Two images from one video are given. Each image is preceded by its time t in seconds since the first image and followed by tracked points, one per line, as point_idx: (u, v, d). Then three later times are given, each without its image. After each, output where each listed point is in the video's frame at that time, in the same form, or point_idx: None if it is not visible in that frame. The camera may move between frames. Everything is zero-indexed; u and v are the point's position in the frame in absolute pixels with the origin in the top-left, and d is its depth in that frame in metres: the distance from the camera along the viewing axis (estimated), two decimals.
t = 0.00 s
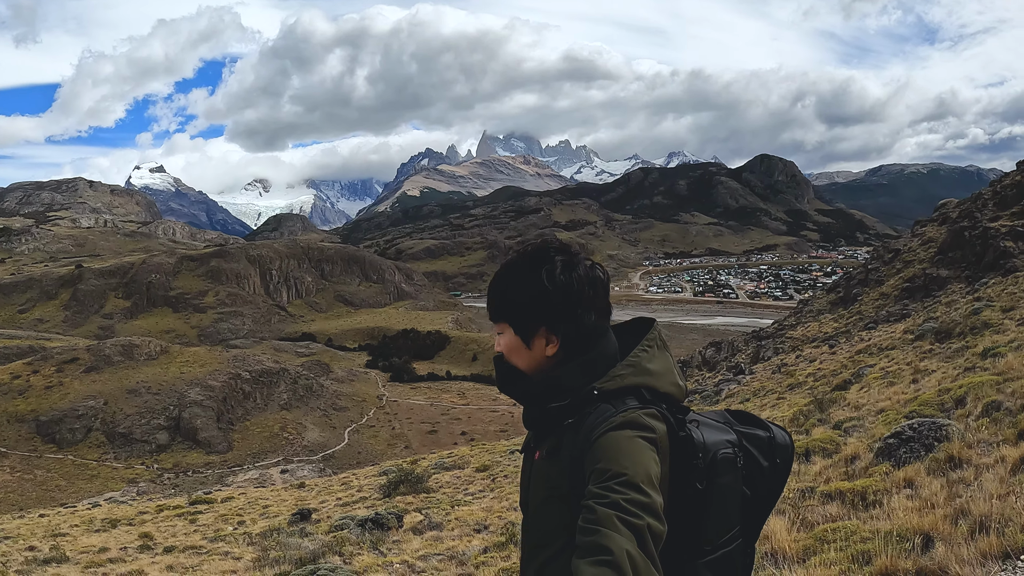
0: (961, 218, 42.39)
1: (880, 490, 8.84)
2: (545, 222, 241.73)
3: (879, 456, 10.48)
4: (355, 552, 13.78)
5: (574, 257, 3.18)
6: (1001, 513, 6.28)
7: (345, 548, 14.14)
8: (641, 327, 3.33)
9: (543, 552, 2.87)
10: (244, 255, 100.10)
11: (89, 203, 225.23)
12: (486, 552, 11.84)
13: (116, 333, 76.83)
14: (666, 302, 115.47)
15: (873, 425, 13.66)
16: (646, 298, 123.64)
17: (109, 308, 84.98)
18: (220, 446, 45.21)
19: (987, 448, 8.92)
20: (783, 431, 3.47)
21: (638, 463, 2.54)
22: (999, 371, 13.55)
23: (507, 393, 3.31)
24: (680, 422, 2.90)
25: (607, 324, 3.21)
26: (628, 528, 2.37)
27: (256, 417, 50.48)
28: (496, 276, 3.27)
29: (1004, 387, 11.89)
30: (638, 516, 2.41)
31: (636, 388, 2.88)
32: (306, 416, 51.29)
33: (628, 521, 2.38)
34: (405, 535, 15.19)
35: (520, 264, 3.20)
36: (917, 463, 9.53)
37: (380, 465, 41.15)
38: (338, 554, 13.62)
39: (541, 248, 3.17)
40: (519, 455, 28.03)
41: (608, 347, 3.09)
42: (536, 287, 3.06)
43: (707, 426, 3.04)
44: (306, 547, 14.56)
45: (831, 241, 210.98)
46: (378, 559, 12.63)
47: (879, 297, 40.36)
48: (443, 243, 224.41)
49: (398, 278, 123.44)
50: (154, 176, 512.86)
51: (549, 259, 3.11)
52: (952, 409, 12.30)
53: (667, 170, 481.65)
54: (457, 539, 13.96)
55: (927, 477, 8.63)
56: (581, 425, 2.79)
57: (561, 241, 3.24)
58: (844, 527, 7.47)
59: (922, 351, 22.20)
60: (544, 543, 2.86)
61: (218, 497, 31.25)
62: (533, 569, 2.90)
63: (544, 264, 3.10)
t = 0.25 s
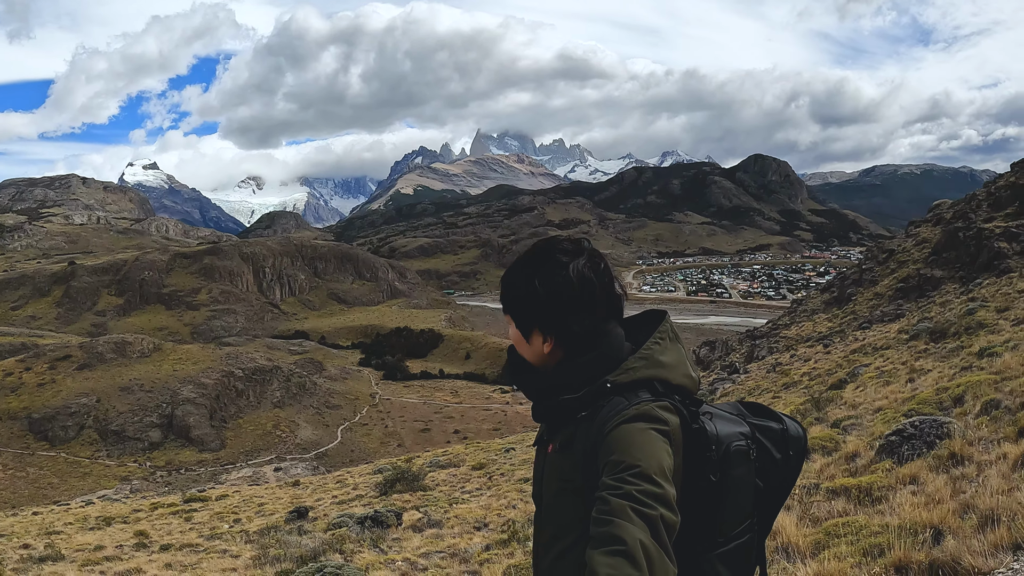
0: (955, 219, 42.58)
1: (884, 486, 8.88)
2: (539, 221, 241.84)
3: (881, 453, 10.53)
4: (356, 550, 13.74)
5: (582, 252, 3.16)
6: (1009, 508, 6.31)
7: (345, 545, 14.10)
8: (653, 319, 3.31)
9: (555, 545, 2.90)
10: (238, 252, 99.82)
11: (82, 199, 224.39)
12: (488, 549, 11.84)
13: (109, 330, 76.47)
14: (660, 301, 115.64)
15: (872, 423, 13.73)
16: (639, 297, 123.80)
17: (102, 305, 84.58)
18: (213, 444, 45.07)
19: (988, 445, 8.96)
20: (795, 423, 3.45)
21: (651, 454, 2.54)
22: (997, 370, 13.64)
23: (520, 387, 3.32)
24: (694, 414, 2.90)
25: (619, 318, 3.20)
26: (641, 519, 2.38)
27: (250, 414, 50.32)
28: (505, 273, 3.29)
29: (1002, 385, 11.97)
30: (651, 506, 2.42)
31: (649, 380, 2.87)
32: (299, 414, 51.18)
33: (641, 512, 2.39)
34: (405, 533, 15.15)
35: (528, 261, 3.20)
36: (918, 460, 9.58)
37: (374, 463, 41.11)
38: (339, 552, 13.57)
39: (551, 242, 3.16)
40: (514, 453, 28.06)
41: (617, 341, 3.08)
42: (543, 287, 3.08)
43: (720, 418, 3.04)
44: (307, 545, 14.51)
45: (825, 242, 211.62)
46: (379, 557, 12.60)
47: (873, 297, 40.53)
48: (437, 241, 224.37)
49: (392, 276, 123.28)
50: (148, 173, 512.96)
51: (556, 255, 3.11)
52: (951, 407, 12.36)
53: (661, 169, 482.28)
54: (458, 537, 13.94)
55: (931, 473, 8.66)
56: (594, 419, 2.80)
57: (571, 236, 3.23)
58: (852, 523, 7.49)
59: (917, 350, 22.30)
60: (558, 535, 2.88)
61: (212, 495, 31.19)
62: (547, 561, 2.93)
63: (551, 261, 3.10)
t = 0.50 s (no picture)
0: (948, 221, 42.81)
1: (887, 484, 8.93)
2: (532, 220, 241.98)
3: (881, 452, 10.59)
4: (355, 547, 13.70)
5: (596, 255, 3.17)
6: (1015, 504, 6.40)
7: (344, 543, 14.07)
8: (666, 320, 3.31)
9: (569, 546, 2.91)
10: (230, 249, 99.46)
11: (72, 194, 223.54)
12: (489, 547, 11.85)
13: (99, 327, 75.98)
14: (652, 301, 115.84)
15: (869, 423, 13.82)
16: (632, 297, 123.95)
17: (93, 301, 84.06)
18: (203, 442, 44.88)
19: (988, 444, 9.04)
20: (806, 423, 3.45)
21: (665, 456, 2.56)
22: (993, 371, 13.76)
23: (533, 389, 3.35)
24: (707, 416, 2.92)
25: (631, 321, 3.21)
26: (656, 520, 2.40)
27: (241, 412, 50.12)
28: (519, 277, 3.31)
29: (1000, 386, 12.07)
30: (665, 507, 2.44)
31: (663, 382, 2.88)
32: (290, 411, 51.02)
33: (656, 513, 2.41)
34: (403, 531, 15.13)
35: (541, 265, 3.23)
36: (918, 459, 9.65)
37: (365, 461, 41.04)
38: (339, 550, 13.53)
39: (564, 246, 3.15)
40: (506, 452, 28.09)
41: (629, 344, 3.09)
42: (556, 293, 3.11)
43: (734, 419, 3.05)
44: (306, 543, 14.46)
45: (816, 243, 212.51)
46: (379, 555, 12.57)
47: (866, 298, 40.73)
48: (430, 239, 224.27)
49: (384, 274, 123.11)
50: (140, 169, 513.02)
51: (568, 259, 3.13)
52: (948, 407, 12.44)
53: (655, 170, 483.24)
54: (457, 535, 13.93)
55: (933, 471, 8.73)
56: (608, 421, 2.81)
57: (583, 240, 3.24)
58: (858, 519, 7.54)
59: (911, 352, 22.45)
60: (572, 536, 2.90)
61: (205, 492, 31.04)
62: (560, 563, 2.95)
63: (564, 265, 3.12)
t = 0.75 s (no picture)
0: (941, 223, 43.07)
1: (890, 480, 9.01)
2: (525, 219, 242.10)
3: (881, 450, 10.65)
4: (354, 544, 13.69)
5: (609, 264, 3.18)
6: (1020, 498, 6.49)
7: (342, 540, 14.06)
8: (675, 328, 3.33)
9: (575, 549, 2.93)
10: (222, 245, 99.07)
11: (64, 190, 222.71)
12: (489, 545, 11.87)
13: (90, 323, 75.53)
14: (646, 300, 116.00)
15: (866, 421, 13.92)
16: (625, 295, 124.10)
17: (84, 297, 83.55)
18: (194, 438, 44.70)
19: (988, 442, 9.12)
20: (812, 431, 3.46)
21: (673, 462, 2.58)
22: (989, 370, 13.90)
23: (542, 395, 3.36)
24: (715, 423, 2.94)
25: (642, 329, 3.23)
26: (663, 525, 2.42)
27: (232, 409, 49.93)
28: (532, 282, 3.31)
29: (996, 385, 12.18)
30: (672, 512, 2.46)
31: (670, 391, 2.90)
32: (281, 409, 50.88)
33: (662, 518, 2.43)
34: (401, 529, 15.11)
35: (554, 272, 3.24)
36: (919, 457, 9.72)
37: (358, 458, 40.99)
38: (338, 547, 13.50)
39: (577, 252, 3.16)
40: (500, 450, 28.15)
41: (640, 352, 3.10)
42: (570, 299, 3.12)
43: (741, 428, 3.07)
44: (305, 540, 14.43)
45: (808, 243, 213.42)
46: (379, 553, 12.55)
47: (859, 298, 40.94)
48: (423, 237, 224.02)
49: (376, 272, 122.90)
50: (132, 165, 513.07)
51: (581, 267, 3.13)
52: (945, 405, 12.55)
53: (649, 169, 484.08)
54: (456, 532, 13.95)
55: (934, 468, 8.80)
56: (616, 427, 2.83)
57: (597, 248, 3.25)
58: (865, 514, 7.59)
59: (905, 351, 22.60)
60: (578, 542, 2.92)
61: (197, 489, 30.94)
62: (565, 568, 2.97)
63: (576, 273, 3.13)
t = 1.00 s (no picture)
0: (934, 220, 43.28)
1: (896, 474, 9.05)
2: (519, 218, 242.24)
3: (884, 445, 10.71)
4: (356, 544, 13.68)
5: (611, 271, 3.19)
6: None
7: (343, 540, 14.05)
8: (676, 336, 3.35)
9: (571, 554, 2.94)
10: (215, 245, 98.70)
11: (56, 189, 221.87)
12: (492, 543, 11.90)
13: (84, 323, 75.14)
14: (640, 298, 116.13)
15: (866, 418, 13.99)
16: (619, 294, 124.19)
17: (78, 297, 83.11)
18: (188, 439, 44.52)
19: (989, 437, 9.20)
20: (808, 441, 3.48)
21: (672, 468, 2.59)
22: (986, 367, 14.01)
23: (541, 397, 3.37)
24: (713, 431, 2.96)
25: (642, 337, 3.24)
26: (660, 529, 2.43)
27: (226, 408, 49.78)
28: (534, 287, 3.33)
29: (995, 381, 12.28)
30: (669, 517, 2.48)
31: (669, 397, 2.92)
32: (275, 409, 50.75)
33: (661, 522, 2.44)
34: (402, 528, 15.11)
35: (557, 277, 3.23)
36: (920, 452, 9.78)
37: (354, 458, 40.94)
38: (340, 547, 13.47)
39: (578, 258, 3.16)
40: (496, 448, 28.20)
41: (640, 360, 3.11)
42: (572, 303, 3.13)
43: (738, 436, 3.09)
44: (306, 539, 14.40)
45: (801, 242, 214.02)
46: (381, 552, 12.54)
47: (853, 296, 41.12)
48: (417, 236, 223.82)
49: (369, 271, 122.70)
50: (125, 165, 513.10)
51: (583, 273, 3.15)
52: (944, 402, 12.64)
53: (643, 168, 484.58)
54: (458, 531, 13.93)
55: (936, 463, 8.88)
56: (615, 431, 2.85)
57: (600, 255, 3.26)
58: (874, 508, 7.64)
59: (900, 349, 22.73)
60: (573, 546, 2.93)
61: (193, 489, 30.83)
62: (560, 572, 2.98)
63: (579, 278, 3.14)
